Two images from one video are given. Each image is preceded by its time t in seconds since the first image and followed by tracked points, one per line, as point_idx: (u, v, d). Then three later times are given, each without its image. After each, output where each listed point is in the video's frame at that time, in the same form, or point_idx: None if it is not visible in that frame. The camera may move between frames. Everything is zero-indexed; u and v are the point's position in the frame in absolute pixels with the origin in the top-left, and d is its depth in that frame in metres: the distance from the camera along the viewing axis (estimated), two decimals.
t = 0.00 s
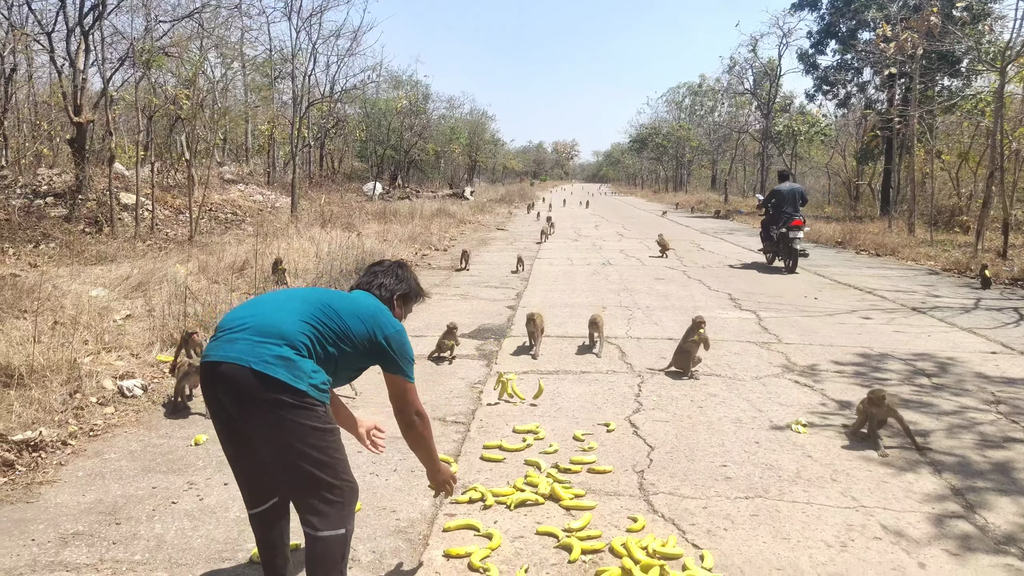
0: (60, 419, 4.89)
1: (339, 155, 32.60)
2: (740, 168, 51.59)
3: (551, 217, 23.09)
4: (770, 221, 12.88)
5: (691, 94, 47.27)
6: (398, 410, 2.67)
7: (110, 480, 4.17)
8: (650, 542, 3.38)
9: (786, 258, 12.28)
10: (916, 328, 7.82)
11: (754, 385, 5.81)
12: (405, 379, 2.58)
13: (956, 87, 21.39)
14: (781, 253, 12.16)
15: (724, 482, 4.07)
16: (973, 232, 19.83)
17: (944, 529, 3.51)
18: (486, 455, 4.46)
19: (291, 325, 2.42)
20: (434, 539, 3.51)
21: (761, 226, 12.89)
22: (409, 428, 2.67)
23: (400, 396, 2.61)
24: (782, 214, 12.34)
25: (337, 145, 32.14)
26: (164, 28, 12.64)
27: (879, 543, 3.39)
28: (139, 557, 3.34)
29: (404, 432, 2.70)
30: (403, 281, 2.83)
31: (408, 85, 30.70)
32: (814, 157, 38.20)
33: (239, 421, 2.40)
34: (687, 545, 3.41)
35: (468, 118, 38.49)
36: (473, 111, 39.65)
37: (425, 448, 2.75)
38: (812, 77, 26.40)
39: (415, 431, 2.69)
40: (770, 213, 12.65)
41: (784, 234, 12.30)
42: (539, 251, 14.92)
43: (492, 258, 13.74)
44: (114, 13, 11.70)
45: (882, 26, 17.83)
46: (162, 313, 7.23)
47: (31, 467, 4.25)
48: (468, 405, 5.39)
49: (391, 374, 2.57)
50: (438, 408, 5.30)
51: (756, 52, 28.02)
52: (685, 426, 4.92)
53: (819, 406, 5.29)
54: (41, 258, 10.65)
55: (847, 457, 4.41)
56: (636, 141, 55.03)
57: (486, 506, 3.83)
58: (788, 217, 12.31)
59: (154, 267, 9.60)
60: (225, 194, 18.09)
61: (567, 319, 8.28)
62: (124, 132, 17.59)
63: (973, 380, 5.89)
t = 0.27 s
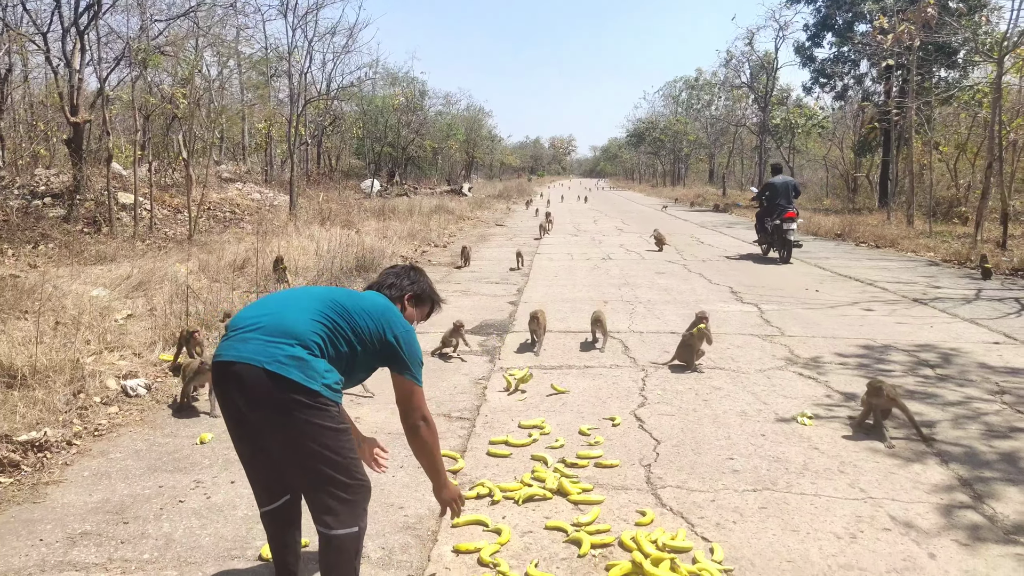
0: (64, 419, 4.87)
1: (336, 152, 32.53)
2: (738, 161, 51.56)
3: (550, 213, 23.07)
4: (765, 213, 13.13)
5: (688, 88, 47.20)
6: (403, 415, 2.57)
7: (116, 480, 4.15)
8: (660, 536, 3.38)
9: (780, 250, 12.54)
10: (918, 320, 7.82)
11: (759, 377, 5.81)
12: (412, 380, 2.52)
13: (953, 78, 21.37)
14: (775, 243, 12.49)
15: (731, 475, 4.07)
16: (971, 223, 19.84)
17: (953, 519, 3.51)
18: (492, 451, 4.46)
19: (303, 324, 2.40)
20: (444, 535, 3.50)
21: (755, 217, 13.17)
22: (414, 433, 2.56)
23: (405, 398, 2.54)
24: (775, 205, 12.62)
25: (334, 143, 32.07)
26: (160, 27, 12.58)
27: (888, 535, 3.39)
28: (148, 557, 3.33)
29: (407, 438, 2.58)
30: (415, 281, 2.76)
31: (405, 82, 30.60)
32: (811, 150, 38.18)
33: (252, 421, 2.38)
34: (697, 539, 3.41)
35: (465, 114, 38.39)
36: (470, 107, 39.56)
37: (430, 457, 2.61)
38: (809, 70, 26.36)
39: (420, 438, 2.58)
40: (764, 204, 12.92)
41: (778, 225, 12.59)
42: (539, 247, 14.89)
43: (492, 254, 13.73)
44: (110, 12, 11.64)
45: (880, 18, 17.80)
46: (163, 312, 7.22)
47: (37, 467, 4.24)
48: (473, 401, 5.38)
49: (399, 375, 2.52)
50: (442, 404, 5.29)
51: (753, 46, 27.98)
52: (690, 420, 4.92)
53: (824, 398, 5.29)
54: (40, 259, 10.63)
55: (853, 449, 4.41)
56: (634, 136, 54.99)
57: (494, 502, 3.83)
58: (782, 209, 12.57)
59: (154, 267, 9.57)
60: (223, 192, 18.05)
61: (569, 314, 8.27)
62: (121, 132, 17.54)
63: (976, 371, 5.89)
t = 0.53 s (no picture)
0: (68, 418, 4.87)
1: (334, 149, 32.48)
2: (736, 155, 51.52)
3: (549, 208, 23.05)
4: (760, 205, 13.40)
5: (686, 82, 47.13)
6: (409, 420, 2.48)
7: (121, 479, 4.15)
8: (668, 531, 3.38)
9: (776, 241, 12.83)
10: (920, 312, 7.82)
11: (762, 371, 5.81)
12: (421, 384, 2.45)
13: (952, 70, 21.34)
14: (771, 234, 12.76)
15: (737, 469, 4.07)
16: (971, 215, 19.84)
17: (960, 512, 3.52)
18: (498, 447, 4.45)
19: (317, 324, 2.39)
20: (451, 532, 3.50)
21: (751, 209, 13.44)
22: (420, 439, 2.47)
23: (413, 401, 2.46)
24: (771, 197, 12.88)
25: (332, 139, 32.01)
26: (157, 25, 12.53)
27: (896, 528, 3.39)
28: (155, 556, 3.32)
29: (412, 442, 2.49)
30: (429, 283, 2.71)
31: (403, 78, 30.53)
32: (810, 143, 38.14)
33: (266, 422, 2.39)
34: (705, 534, 3.40)
35: (463, 109, 38.34)
36: (468, 103, 39.50)
37: (434, 465, 2.50)
38: (808, 62, 26.31)
39: (427, 446, 2.48)
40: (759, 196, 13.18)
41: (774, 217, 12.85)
42: (539, 242, 14.88)
43: (492, 250, 13.72)
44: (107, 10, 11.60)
45: (879, 9, 17.76)
46: (164, 311, 7.21)
47: (41, 468, 4.23)
48: (477, 397, 5.37)
49: (409, 378, 2.45)
50: (446, 400, 5.28)
51: (752, 38, 27.93)
52: (695, 415, 4.91)
53: (828, 392, 5.29)
54: (40, 258, 10.62)
55: (858, 442, 4.41)
56: (632, 130, 54.94)
57: (500, 498, 3.83)
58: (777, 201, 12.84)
59: (154, 265, 9.56)
60: (221, 190, 18.03)
61: (571, 309, 8.27)
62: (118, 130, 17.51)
63: (980, 363, 5.90)
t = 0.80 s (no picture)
0: (63, 418, 4.84)
1: (325, 145, 32.32)
2: (727, 148, 51.64)
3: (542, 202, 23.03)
4: (747, 196, 13.79)
5: (677, 75, 47.17)
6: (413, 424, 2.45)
7: (119, 479, 4.11)
8: (670, 524, 3.39)
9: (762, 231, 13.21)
10: (913, 303, 7.87)
11: (759, 363, 5.83)
12: (427, 387, 2.42)
13: (942, 61, 21.45)
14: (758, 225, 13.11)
15: (737, 461, 4.08)
16: (961, 206, 19.98)
17: (960, 501, 3.54)
18: (497, 442, 4.44)
19: (322, 325, 2.37)
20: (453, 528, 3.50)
21: (739, 200, 13.80)
22: (424, 443, 2.44)
23: (418, 404, 2.43)
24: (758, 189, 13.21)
25: (322, 135, 31.84)
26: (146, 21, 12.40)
27: (897, 518, 3.41)
28: (155, 556, 3.30)
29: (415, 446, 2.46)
30: (438, 284, 2.67)
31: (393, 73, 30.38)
32: (800, 135, 38.26)
33: (271, 422, 2.38)
34: (707, 526, 3.41)
35: (454, 104, 38.22)
36: (459, 97, 39.37)
37: (437, 470, 2.46)
38: (798, 55, 26.37)
39: (430, 450, 2.44)
40: (747, 188, 13.51)
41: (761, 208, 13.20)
42: (532, 237, 14.86)
43: (486, 245, 13.70)
44: (95, 7, 11.48)
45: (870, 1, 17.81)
46: (158, 310, 7.16)
47: (38, 469, 4.20)
48: (475, 392, 5.37)
49: (415, 381, 2.42)
50: (444, 396, 5.27)
51: (742, 31, 27.97)
52: (693, 407, 4.93)
53: (825, 383, 5.32)
54: (30, 258, 10.53)
55: (856, 433, 4.44)
56: (623, 124, 54.95)
57: (501, 493, 3.82)
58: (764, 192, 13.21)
59: (146, 263, 9.49)
60: (212, 187, 17.91)
61: (566, 303, 8.27)
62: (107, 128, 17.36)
63: (974, 352, 5.94)
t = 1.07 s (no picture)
0: (65, 418, 4.86)
1: (321, 145, 32.27)
2: (723, 145, 51.70)
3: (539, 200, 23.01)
4: (739, 192, 14.15)
5: (671, 73, 47.21)
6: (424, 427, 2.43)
7: (122, 478, 4.17)
8: (676, 519, 3.38)
9: (754, 226, 13.59)
10: (912, 298, 7.89)
11: (760, 359, 5.84)
12: (439, 391, 2.40)
13: (935, 57, 21.52)
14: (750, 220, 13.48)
15: (741, 456, 4.09)
16: (956, 201, 20.04)
17: (964, 494, 3.55)
18: (500, 439, 4.44)
19: (332, 326, 2.36)
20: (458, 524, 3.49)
21: (730, 196, 14.17)
22: (436, 447, 2.42)
23: (430, 408, 2.41)
24: (749, 185, 13.59)
25: (318, 135, 31.77)
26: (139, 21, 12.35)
27: (902, 511, 3.43)
28: (161, 554, 3.35)
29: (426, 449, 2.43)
30: (454, 287, 2.65)
31: (388, 72, 30.32)
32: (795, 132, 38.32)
33: (282, 422, 2.37)
34: (712, 521, 3.42)
35: (449, 103, 38.19)
36: (454, 96, 39.35)
37: (448, 474, 2.43)
38: (792, 52, 26.43)
39: (441, 452, 2.42)
40: (738, 184, 13.87)
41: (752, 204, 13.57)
42: (530, 235, 14.86)
43: (483, 243, 13.70)
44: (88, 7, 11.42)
45: None
46: (157, 310, 7.16)
47: (41, 469, 4.27)
48: (477, 389, 5.37)
49: (427, 384, 2.40)
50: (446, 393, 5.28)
51: (736, 29, 28.02)
52: (695, 403, 4.93)
53: (826, 377, 5.34)
54: (27, 259, 10.53)
55: (859, 428, 4.45)
56: (619, 122, 54.98)
57: (506, 490, 3.81)
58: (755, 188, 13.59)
59: (143, 263, 9.49)
60: (208, 187, 17.88)
61: (565, 300, 8.28)
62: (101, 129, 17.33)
63: (974, 347, 5.96)
